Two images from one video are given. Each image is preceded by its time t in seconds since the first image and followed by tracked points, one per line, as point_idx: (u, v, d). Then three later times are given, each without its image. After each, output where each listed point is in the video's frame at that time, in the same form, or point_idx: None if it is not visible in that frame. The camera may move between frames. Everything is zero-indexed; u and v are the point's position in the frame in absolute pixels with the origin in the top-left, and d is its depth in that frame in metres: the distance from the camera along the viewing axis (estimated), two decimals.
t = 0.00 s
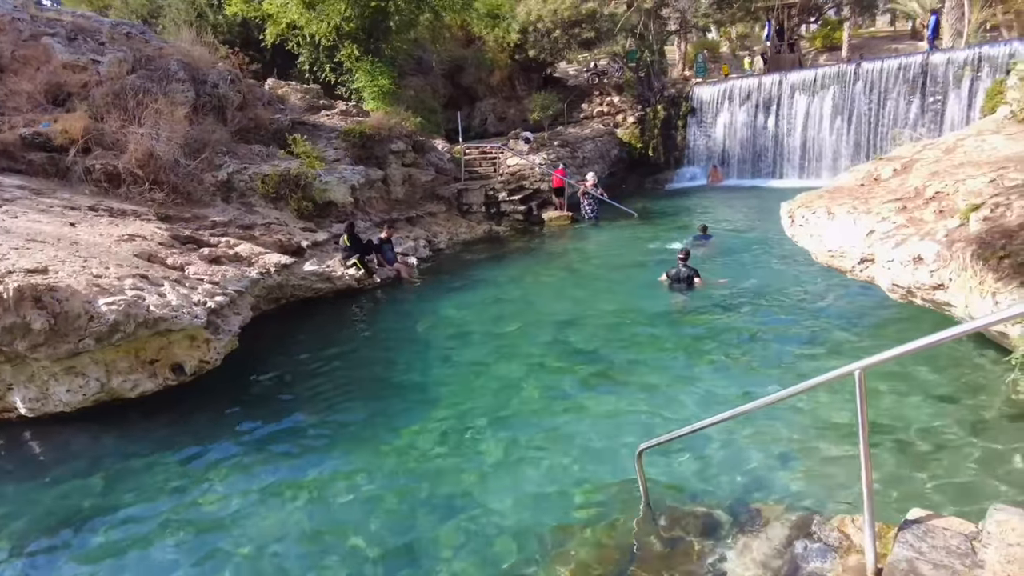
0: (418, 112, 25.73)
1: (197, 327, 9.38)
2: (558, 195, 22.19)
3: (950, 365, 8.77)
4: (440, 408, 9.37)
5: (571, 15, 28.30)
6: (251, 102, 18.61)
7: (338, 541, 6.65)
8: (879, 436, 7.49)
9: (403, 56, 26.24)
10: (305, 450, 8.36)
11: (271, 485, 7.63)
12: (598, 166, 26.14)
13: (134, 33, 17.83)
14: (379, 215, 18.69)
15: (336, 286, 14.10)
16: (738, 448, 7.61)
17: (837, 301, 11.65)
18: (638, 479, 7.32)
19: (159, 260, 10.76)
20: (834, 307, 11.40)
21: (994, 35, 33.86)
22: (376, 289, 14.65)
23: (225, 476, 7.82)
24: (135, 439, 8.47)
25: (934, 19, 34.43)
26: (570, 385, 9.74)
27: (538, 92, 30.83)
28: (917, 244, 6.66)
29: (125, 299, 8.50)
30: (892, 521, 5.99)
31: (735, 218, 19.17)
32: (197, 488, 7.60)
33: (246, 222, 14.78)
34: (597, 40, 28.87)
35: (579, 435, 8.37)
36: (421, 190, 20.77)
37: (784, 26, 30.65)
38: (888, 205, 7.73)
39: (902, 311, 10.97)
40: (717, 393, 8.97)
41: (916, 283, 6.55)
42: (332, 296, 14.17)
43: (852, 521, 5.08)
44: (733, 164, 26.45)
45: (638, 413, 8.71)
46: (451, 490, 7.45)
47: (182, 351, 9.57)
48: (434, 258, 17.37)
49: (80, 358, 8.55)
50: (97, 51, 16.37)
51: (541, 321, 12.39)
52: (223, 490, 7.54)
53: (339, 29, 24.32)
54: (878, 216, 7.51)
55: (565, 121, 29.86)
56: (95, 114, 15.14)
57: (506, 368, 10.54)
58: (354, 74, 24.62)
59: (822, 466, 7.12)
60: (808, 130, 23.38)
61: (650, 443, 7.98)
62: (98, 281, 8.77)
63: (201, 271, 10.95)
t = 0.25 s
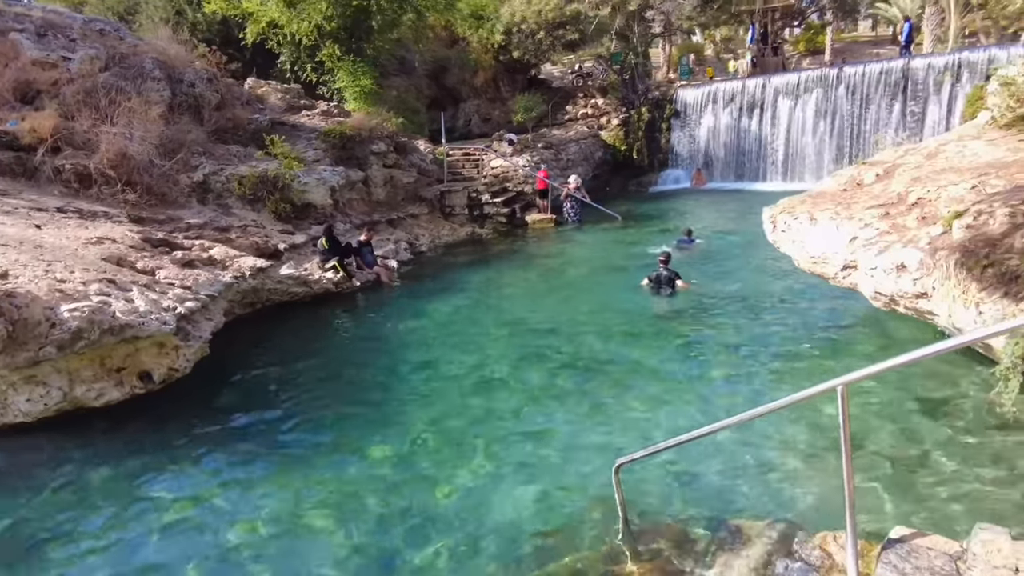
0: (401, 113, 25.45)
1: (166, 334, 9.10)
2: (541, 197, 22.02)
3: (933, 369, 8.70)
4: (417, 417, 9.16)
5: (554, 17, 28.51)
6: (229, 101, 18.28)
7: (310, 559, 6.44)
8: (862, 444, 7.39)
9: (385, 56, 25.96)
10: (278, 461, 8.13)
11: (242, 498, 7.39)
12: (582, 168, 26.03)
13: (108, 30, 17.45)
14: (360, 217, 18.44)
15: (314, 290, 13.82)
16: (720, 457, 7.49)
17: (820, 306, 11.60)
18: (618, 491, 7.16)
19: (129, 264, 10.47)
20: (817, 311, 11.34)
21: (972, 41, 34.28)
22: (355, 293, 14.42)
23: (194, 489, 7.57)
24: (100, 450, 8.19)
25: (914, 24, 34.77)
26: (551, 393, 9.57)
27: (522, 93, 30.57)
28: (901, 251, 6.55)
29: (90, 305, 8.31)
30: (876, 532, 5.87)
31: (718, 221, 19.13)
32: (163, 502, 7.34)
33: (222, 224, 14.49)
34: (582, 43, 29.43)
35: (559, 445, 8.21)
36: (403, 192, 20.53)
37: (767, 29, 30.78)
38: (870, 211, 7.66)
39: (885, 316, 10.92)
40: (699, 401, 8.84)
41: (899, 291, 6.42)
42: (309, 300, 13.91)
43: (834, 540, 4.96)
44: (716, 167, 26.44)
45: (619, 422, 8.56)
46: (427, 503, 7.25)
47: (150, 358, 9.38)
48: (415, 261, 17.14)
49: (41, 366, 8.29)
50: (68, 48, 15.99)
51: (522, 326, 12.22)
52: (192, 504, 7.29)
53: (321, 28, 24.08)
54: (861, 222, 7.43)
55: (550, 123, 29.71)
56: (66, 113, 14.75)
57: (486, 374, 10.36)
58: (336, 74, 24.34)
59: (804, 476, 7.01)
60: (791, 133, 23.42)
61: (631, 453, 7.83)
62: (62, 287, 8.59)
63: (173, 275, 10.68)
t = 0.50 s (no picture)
0: (389, 114, 25.24)
1: (141, 341, 8.90)
2: (531, 199, 21.85)
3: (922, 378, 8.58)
4: (400, 427, 8.96)
5: (543, 18, 28.37)
6: (212, 102, 18.01)
7: None
8: (852, 457, 7.25)
9: (373, 56, 25.69)
10: (255, 475, 7.90)
11: (216, 514, 7.17)
12: (572, 170, 25.86)
13: (88, 28, 17.11)
14: (346, 219, 18.20)
15: (297, 294, 13.61)
16: (707, 471, 7.33)
17: (810, 311, 11.46)
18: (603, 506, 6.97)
19: (104, 268, 10.22)
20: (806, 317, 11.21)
21: (961, 44, 34.40)
22: (339, 297, 14.21)
23: (166, 505, 7.34)
24: (72, 463, 7.96)
25: (903, 27, 34.86)
26: (537, 401, 9.38)
27: (512, 94, 30.50)
28: (889, 258, 6.43)
29: (60, 313, 8.08)
30: (864, 549, 5.71)
31: (708, 224, 19.02)
32: (134, 518, 7.10)
33: (205, 227, 14.25)
34: (571, 44, 29.35)
35: (543, 457, 8.02)
36: (390, 194, 20.32)
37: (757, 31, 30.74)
38: (859, 216, 7.55)
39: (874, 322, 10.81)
40: (687, 411, 8.69)
41: (889, 299, 6.34)
42: (292, 305, 13.69)
43: (823, 557, 4.79)
44: (706, 169, 26.34)
45: (605, 433, 8.39)
46: (407, 518, 7.04)
47: (125, 366, 9.13)
48: (402, 264, 16.92)
49: (10, 376, 8.07)
50: (46, 46, 15.64)
51: (509, 331, 12.02)
52: (164, 520, 7.06)
53: (308, 28, 23.82)
54: (850, 228, 7.31)
55: (539, 124, 29.54)
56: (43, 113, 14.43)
57: (471, 383, 10.15)
58: (323, 74, 24.09)
59: (794, 489, 6.84)
60: (781, 135, 23.36)
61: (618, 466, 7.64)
62: (32, 293, 8.35)
63: (150, 279, 10.44)
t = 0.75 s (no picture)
0: (378, 114, 25.04)
1: (117, 347, 8.72)
2: (521, 201, 21.70)
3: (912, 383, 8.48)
4: (384, 433, 8.79)
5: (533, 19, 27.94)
6: (198, 102, 17.79)
7: None
8: (841, 464, 7.14)
9: (362, 57, 25.44)
10: (234, 483, 7.72)
11: (193, 525, 6.98)
12: (563, 171, 25.71)
13: (71, 27, 16.82)
14: (334, 220, 18.00)
15: (281, 297, 13.48)
16: (695, 479, 7.19)
17: (800, 314, 11.35)
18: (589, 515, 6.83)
19: (82, 272, 10.01)
20: (797, 320, 11.09)
21: (951, 46, 34.48)
22: (325, 300, 14.02)
23: (142, 514, 7.15)
24: (45, 472, 7.74)
25: (893, 29, 34.90)
26: (524, 406, 9.24)
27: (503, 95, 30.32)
28: (879, 264, 6.32)
29: (32, 318, 7.89)
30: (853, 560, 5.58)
31: (699, 225, 18.93)
32: (109, 528, 6.91)
33: (189, 229, 14.04)
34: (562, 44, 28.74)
35: (529, 463, 7.87)
36: (379, 195, 20.16)
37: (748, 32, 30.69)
38: (848, 220, 7.46)
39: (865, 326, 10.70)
40: (675, 417, 8.56)
41: (878, 306, 6.22)
42: (276, 308, 13.51)
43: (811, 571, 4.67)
44: (697, 170, 26.25)
45: (592, 439, 8.26)
46: (388, 528, 6.87)
47: (100, 373, 8.94)
48: (390, 266, 16.73)
49: None
50: (26, 45, 15.32)
51: (496, 335, 11.87)
52: (138, 531, 6.86)
53: (296, 28, 23.58)
54: (839, 232, 7.20)
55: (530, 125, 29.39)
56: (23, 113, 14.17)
57: (457, 387, 9.99)
58: (311, 74, 23.86)
59: (783, 497, 6.72)
60: (772, 137, 23.30)
61: (605, 473, 7.51)
62: (4, 298, 8.14)
63: (129, 283, 10.24)
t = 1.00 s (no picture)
0: (369, 115, 24.82)
1: (95, 351, 8.53)
2: (513, 202, 21.52)
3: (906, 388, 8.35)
4: (369, 439, 8.59)
5: (525, 19, 27.91)
6: (185, 101, 17.56)
7: None
8: (835, 472, 6.99)
9: (354, 56, 25.20)
10: (214, 492, 7.52)
11: (170, 536, 6.78)
12: (556, 172, 25.55)
13: (55, 24, 16.53)
14: (323, 221, 17.80)
15: (267, 299, 13.31)
16: (687, 488, 7.04)
17: (793, 317, 11.23)
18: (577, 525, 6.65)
19: (60, 274, 9.79)
20: (790, 323, 10.98)
21: (942, 48, 34.57)
22: (312, 302, 13.82)
23: (117, 525, 6.93)
24: (18, 482, 7.52)
25: (885, 31, 34.97)
26: (512, 412, 9.05)
27: (495, 95, 30.14)
28: (873, 266, 6.20)
29: (7, 323, 7.70)
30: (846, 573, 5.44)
31: (691, 227, 18.81)
32: (82, 540, 6.69)
33: (174, 230, 13.82)
34: (555, 44, 28.80)
35: (517, 471, 7.69)
36: (369, 196, 19.99)
37: (741, 33, 30.66)
38: (841, 221, 7.35)
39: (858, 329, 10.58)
40: (666, 422, 8.41)
41: (872, 310, 6.07)
42: (262, 310, 13.33)
43: None
44: (690, 171, 26.14)
45: (581, 446, 8.09)
46: (372, 537, 6.68)
47: (77, 378, 8.74)
48: (379, 267, 16.53)
49: None
50: (7, 41, 14.98)
51: (485, 338, 11.69)
52: (113, 543, 6.65)
53: (286, 27, 23.33)
54: (832, 234, 7.09)
55: (523, 126, 29.24)
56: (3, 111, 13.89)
57: (444, 392, 9.81)
58: (301, 74, 23.64)
59: (775, 506, 6.56)
60: (764, 138, 23.24)
61: (594, 481, 7.35)
62: None
63: (110, 285, 10.03)
